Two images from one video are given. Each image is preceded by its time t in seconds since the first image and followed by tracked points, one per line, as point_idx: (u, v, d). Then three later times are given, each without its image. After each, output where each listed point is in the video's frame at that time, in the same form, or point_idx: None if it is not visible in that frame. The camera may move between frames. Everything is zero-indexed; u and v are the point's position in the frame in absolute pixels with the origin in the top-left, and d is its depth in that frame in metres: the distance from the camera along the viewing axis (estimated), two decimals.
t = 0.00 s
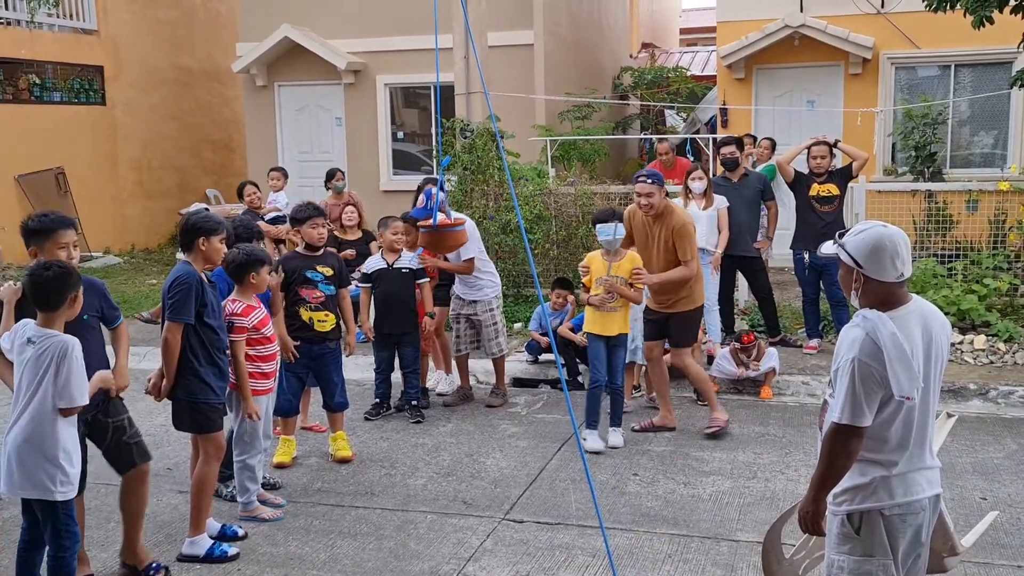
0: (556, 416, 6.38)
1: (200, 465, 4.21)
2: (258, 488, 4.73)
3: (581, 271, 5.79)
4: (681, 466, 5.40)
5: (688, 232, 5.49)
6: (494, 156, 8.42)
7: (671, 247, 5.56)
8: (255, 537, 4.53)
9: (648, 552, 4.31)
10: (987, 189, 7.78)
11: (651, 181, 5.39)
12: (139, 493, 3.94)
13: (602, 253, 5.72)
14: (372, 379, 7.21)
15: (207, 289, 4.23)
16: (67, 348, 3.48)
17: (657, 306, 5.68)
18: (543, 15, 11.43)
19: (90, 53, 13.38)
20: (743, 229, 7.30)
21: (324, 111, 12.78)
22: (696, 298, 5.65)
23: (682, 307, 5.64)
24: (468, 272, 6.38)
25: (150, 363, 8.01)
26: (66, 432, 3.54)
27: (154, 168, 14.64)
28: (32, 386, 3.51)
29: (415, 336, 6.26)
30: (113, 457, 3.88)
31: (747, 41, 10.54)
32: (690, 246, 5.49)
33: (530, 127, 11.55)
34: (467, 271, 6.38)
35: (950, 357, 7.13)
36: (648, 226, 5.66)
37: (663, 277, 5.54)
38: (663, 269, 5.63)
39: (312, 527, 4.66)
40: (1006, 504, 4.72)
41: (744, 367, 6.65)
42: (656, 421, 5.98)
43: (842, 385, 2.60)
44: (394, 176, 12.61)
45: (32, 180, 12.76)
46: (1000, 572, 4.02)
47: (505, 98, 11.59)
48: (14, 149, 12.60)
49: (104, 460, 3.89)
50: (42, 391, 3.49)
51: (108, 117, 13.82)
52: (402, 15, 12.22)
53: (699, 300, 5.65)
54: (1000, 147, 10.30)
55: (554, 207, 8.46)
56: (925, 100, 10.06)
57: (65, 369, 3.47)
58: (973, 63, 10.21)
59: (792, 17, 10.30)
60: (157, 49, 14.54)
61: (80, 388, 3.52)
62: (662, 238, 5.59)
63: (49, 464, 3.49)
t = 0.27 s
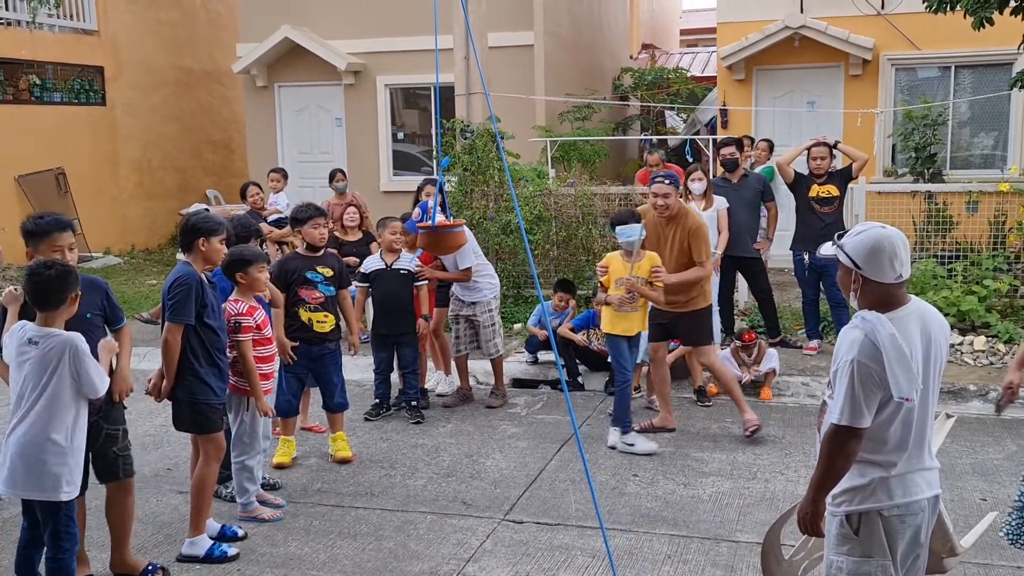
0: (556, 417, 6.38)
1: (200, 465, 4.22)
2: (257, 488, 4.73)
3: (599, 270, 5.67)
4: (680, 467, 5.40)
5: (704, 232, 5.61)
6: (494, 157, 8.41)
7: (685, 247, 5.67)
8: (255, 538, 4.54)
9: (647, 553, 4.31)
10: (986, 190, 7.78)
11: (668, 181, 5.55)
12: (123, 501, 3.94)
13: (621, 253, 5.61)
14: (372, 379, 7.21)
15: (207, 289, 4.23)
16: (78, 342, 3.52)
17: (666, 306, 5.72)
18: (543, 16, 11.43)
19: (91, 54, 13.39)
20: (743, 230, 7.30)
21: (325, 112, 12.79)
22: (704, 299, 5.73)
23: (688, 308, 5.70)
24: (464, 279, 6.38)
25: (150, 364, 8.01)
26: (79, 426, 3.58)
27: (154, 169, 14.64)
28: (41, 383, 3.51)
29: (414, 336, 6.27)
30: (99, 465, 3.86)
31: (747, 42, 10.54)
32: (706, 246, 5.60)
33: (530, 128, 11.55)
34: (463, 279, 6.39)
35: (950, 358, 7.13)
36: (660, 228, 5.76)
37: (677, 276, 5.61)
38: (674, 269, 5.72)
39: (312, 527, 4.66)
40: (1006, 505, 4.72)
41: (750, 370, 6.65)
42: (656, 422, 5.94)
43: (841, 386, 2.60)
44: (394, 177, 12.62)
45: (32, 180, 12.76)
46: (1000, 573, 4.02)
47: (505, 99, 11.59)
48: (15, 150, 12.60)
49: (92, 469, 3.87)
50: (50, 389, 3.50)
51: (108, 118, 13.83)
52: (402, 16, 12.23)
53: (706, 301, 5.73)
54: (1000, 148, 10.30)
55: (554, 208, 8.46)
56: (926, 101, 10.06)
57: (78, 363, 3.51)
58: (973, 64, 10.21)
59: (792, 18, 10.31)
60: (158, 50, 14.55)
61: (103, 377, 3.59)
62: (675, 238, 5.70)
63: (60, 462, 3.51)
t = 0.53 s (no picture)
0: (558, 416, 6.38)
1: (204, 464, 4.23)
2: (260, 487, 4.74)
3: (631, 271, 5.62)
4: (683, 466, 5.40)
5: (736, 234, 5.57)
6: (497, 156, 8.41)
7: (717, 247, 5.62)
8: (257, 536, 4.54)
9: (650, 552, 4.31)
10: (989, 189, 7.77)
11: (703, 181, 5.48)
12: (137, 499, 3.97)
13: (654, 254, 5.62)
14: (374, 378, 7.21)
15: (209, 288, 4.23)
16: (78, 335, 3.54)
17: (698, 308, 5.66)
18: (546, 15, 11.43)
19: (93, 52, 13.39)
20: (746, 229, 7.30)
21: (327, 111, 12.79)
22: (733, 300, 5.70)
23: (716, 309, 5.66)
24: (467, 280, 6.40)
25: (153, 362, 8.01)
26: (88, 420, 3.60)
27: (156, 168, 14.64)
28: (44, 381, 3.52)
29: (417, 335, 6.27)
30: (111, 464, 3.90)
31: (750, 40, 10.54)
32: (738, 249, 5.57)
33: (533, 127, 11.56)
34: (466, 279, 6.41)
35: (953, 357, 7.12)
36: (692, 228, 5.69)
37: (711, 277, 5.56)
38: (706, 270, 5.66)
39: (315, 526, 4.66)
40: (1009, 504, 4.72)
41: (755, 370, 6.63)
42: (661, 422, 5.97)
43: (843, 386, 2.60)
44: (395, 175, 12.62)
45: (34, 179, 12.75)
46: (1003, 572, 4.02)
47: (507, 97, 11.59)
48: (17, 148, 12.60)
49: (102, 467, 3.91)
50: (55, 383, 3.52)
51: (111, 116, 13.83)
52: (404, 14, 12.23)
53: (734, 302, 5.71)
54: (1002, 147, 10.29)
55: (556, 207, 8.46)
56: (928, 99, 10.05)
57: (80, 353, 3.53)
58: (976, 63, 10.21)
59: (795, 16, 10.30)
60: (160, 48, 14.55)
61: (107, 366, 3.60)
62: (707, 239, 5.64)
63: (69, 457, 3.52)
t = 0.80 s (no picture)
0: (555, 415, 6.38)
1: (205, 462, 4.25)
2: (256, 486, 4.74)
3: (652, 268, 5.72)
4: (680, 465, 5.41)
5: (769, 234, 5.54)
6: (494, 155, 8.41)
7: (747, 245, 5.58)
8: (253, 535, 4.53)
9: (647, 551, 4.31)
10: (986, 188, 7.76)
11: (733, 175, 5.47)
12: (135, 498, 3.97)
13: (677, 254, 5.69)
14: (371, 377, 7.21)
15: (206, 288, 4.23)
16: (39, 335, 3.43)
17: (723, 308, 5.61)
18: (542, 14, 11.43)
19: (90, 51, 13.37)
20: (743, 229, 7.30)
21: (324, 110, 12.78)
22: (763, 302, 5.62)
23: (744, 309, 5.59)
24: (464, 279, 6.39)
25: (149, 362, 8.00)
26: (61, 421, 3.51)
27: (153, 167, 14.63)
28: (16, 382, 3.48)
29: (414, 334, 6.26)
30: (112, 464, 3.90)
31: (746, 40, 10.54)
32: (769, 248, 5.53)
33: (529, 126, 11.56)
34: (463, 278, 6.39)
35: (950, 356, 7.12)
36: (722, 226, 5.64)
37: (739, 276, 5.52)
38: (734, 269, 5.62)
39: (311, 525, 4.66)
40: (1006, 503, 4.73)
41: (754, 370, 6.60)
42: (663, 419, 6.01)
43: (839, 385, 2.60)
44: (393, 175, 12.61)
45: (32, 178, 12.73)
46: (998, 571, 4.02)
47: (504, 96, 11.59)
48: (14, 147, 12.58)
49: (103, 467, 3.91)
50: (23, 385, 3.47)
51: (108, 115, 13.81)
52: (401, 13, 12.22)
53: (765, 304, 5.62)
54: (999, 146, 10.29)
55: (553, 206, 8.46)
56: (924, 99, 10.06)
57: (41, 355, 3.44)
58: (972, 62, 10.21)
59: (792, 16, 10.30)
60: (157, 47, 14.54)
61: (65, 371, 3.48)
62: (737, 236, 5.60)
63: (41, 463, 3.46)
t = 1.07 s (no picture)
0: (552, 415, 6.38)
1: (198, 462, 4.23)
2: (252, 486, 4.73)
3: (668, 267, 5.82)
4: (676, 464, 5.41)
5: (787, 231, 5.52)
6: (490, 154, 8.41)
7: (764, 241, 5.58)
8: (250, 536, 4.53)
9: (643, 551, 4.31)
10: (982, 188, 7.76)
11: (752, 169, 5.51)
12: (132, 499, 3.97)
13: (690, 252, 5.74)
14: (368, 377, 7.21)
15: (200, 289, 4.22)
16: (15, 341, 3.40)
17: (736, 307, 5.62)
18: (538, 14, 11.43)
19: (86, 51, 13.35)
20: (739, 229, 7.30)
21: (320, 110, 12.77)
22: (777, 300, 5.62)
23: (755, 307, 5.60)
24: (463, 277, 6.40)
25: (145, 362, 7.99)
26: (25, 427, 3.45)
27: (149, 167, 14.61)
28: None
29: (411, 334, 6.26)
30: (116, 465, 3.89)
31: (742, 40, 10.55)
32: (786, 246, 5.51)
33: (526, 126, 11.56)
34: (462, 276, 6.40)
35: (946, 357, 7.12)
36: (742, 220, 5.67)
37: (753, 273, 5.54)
38: (750, 265, 5.63)
39: (308, 525, 4.66)
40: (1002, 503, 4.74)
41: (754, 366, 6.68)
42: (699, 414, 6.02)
43: (832, 384, 2.60)
44: (390, 174, 12.61)
45: (28, 178, 12.71)
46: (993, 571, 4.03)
47: (501, 96, 11.59)
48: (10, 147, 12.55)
49: (107, 466, 3.90)
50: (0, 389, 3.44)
51: (104, 115, 13.79)
52: (397, 13, 12.21)
53: (779, 302, 5.63)
54: (995, 146, 10.30)
55: (549, 206, 8.46)
56: (920, 99, 10.08)
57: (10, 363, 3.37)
58: (968, 62, 10.23)
59: (787, 15, 10.31)
60: (153, 47, 14.52)
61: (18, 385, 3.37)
62: (754, 231, 5.62)
63: None
